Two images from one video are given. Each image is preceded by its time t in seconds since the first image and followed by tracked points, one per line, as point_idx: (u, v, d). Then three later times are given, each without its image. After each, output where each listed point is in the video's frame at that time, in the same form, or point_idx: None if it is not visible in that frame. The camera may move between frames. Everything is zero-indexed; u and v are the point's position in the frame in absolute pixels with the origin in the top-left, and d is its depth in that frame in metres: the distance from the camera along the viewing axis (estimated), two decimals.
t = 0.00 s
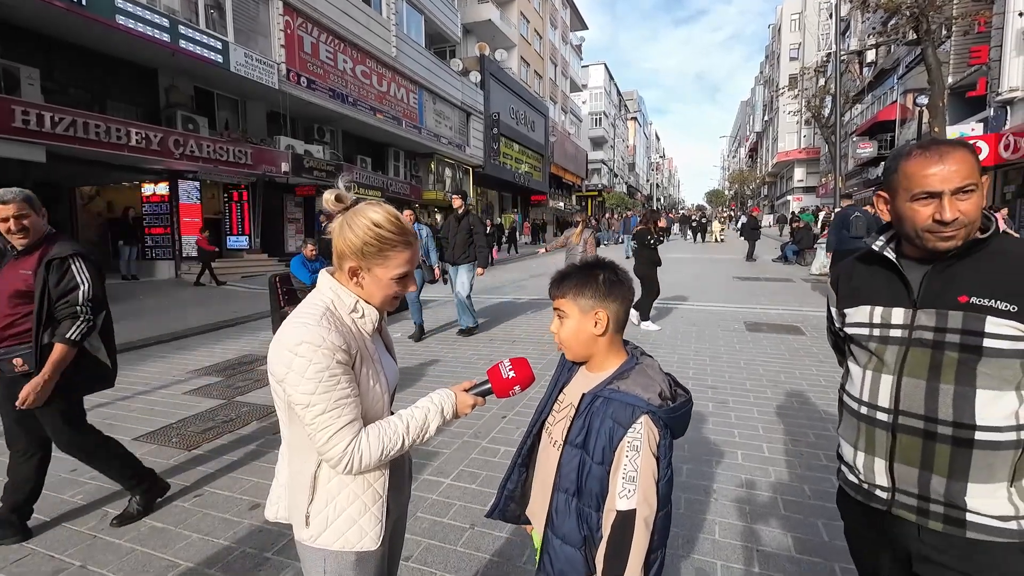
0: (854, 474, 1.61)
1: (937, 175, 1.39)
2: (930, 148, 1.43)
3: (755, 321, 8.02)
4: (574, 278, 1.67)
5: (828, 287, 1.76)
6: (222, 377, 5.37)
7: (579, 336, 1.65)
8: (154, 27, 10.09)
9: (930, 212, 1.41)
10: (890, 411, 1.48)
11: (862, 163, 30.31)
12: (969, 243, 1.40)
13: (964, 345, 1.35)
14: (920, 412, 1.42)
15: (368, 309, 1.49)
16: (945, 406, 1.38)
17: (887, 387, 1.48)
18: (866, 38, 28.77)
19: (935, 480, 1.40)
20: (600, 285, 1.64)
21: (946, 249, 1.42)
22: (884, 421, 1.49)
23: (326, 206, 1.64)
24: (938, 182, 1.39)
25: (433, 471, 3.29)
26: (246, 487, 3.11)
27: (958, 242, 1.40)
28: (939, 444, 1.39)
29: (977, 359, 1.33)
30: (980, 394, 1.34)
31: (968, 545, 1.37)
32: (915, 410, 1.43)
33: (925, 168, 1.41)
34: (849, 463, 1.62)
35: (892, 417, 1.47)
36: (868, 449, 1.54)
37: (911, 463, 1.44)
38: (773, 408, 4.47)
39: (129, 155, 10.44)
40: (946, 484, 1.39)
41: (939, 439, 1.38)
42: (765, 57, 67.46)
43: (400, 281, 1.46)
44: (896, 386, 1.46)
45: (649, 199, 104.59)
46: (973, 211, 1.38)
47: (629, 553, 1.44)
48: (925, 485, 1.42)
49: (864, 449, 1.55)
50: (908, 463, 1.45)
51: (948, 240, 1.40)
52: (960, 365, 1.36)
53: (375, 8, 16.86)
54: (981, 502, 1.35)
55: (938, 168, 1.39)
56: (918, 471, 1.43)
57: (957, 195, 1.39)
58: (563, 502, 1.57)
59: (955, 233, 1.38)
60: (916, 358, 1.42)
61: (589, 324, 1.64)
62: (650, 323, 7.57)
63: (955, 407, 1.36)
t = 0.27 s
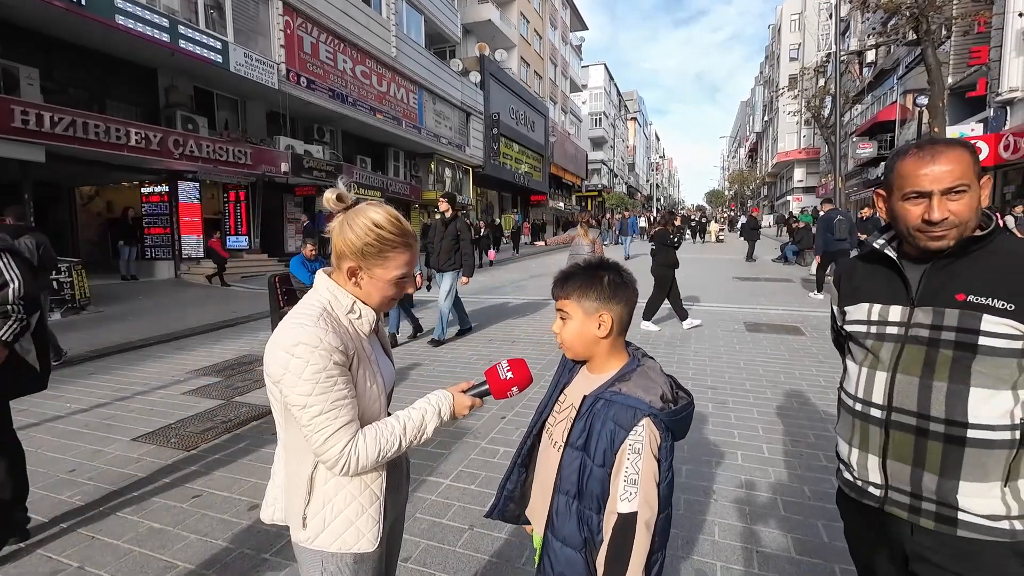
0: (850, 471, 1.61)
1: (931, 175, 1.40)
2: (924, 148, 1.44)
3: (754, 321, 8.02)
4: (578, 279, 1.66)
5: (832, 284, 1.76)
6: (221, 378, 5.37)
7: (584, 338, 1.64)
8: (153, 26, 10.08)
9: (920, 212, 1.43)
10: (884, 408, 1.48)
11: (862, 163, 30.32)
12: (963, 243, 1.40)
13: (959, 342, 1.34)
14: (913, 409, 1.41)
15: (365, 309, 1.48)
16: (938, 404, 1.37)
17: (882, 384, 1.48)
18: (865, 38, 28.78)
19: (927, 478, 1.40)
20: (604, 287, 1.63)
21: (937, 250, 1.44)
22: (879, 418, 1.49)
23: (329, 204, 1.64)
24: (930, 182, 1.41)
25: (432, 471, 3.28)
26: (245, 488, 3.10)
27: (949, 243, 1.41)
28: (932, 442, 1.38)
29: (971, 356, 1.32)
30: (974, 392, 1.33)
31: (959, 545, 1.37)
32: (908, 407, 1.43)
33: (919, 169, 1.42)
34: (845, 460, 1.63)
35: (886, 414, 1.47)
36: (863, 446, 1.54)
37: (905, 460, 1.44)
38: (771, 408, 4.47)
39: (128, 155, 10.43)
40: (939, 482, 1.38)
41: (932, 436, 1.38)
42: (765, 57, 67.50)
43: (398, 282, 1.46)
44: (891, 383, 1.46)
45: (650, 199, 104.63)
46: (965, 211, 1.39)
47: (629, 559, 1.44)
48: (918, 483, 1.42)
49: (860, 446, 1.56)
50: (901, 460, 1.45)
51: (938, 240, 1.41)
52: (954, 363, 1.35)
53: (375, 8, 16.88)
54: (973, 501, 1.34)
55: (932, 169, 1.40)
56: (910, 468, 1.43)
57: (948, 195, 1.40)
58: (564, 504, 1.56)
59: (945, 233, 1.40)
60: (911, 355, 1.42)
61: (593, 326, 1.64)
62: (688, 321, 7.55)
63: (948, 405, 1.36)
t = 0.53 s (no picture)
0: (852, 469, 1.61)
1: (932, 175, 1.41)
2: (926, 147, 1.45)
3: (755, 321, 8.02)
4: (585, 279, 1.66)
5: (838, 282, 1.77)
6: (222, 378, 5.36)
7: (596, 338, 1.64)
8: (153, 26, 10.08)
9: (921, 211, 1.43)
10: (884, 406, 1.48)
11: (862, 163, 30.33)
12: (965, 243, 1.40)
13: (959, 341, 1.34)
14: (912, 408, 1.42)
15: (368, 310, 1.49)
16: (937, 403, 1.37)
17: (883, 382, 1.48)
18: (865, 38, 28.80)
19: (926, 475, 1.40)
20: (610, 288, 1.63)
21: (936, 250, 1.44)
22: (879, 417, 1.49)
23: (331, 204, 1.63)
24: (930, 181, 1.41)
25: (433, 471, 3.28)
26: (247, 488, 3.10)
27: (950, 242, 1.41)
28: (931, 440, 1.38)
29: (971, 355, 1.33)
30: (975, 392, 1.33)
31: (958, 543, 1.37)
32: (907, 405, 1.43)
33: (921, 168, 1.42)
34: (848, 459, 1.63)
35: (886, 412, 1.47)
36: (864, 444, 1.55)
37: (904, 458, 1.45)
38: (772, 408, 4.47)
39: (128, 155, 10.42)
40: (938, 480, 1.38)
41: (930, 435, 1.38)
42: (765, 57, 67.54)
43: (400, 281, 1.46)
44: (891, 381, 1.46)
45: (649, 199, 104.64)
46: (967, 210, 1.38)
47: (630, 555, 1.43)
48: (917, 481, 1.42)
49: (861, 444, 1.56)
50: (900, 458, 1.45)
51: (938, 239, 1.41)
52: (954, 362, 1.35)
53: (375, 8, 16.88)
54: (972, 500, 1.34)
55: (933, 168, 1.41)
56: (910, 466, 1.43)
57: (949, 194, 1.40)
58: (567, 500, 1.56)
59: (946, 233, 1.40)
60: (912, 354, 1.42)
61: (607, 326, 1.64)
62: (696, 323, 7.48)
63: (946, 404, 1.36)
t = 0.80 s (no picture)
0: (854, 470, 1.61)
1: (938, 175, 1.40)
2: (931, 148, 1.44)
3: (755, 321, 8.01)
4: (583, 280, 1.66)
5: (842, 283, 1.76)
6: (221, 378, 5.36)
7: (595, 341, 1.63)
8: (153, 26, 10.08)
9: (925, 212, 1.43)
10: (888, 407, 1.48)
11: (862, 163, 30.34)
12: (969, 243, 1.39)
13: (964, 343, 1.33)
14: (916, 409, 1.41)
15: (368, 311, 1.48)
16: (942, 405, 1.37)
17: (888, 383, 1.48)
18: (865, 38, 28.81)
19: (930, 477, 1.40)
20: (611, 289, 1.63)
21: (937, 250, 1.44)
22: (882, 418, 1.49)
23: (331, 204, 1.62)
24: (934, 182, 1.40)
25: (434, 472, 3.27)
26: (247, 489, 3.10)
27: (954, 243, 1.41)
28: (934, 442, 1.38)
29: (977, 357, 1.32)
30: (979, 394, 1.32)
31: (961, 544, 1.36)
32: (911, 406, 1.42)
33: (925, 168, 1.42)
34: (851, 460, 1.62)
35: (890, 414, 1.47)
36: (868, 445, 1.54)
37: (908, 460, 1.44)
38: (772, 408, 4.47)
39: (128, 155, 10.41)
40: (941, 482, 1.38)
41: (935, 437, 1.38)
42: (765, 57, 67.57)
43: (401, 282, 1.45)
44: (896, 383, 1.46)
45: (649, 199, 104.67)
46: (969, 212, 1.38)
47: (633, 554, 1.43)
48: (921, 483, 1.42)
49: (865, 445, 1.56)
50: (903, 459, 1.45)
51: (942, 240, 1.41)
52: (959, 364, 1.35)
53: (375, 8, 16.88)
54: (976, 502, 1.33)
55: (937, 168, 1.40)
56: (914, 468, 1.43)
57: (953, 195, 1.40)
58: (568, 501, 1.56)
59: (949, 233, 1.40)
60: (916, 355, 1.42)
61: (608, 330, 1.63)
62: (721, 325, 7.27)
63: (951, 406, 1.35)
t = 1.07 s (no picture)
0: (855, 471, 1.61)
1: (942, 175, 1.39)
2: (935, 148, 1.43)
3: (756, 321, 8.01)
4: (581, 280, 1.65)
5: (842, 284, 1.76)
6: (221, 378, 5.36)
7: (591, 342, 1.63)
8: (154, 26, 10.07)
9: (927, 212, 1.43)
10: (891, 408, 1.48)
11: (862, 163, 30.35)
12: (973, 244, 1.39)
13: (968, 344, 1.33)
14: (919, 411, 1.41)
15: (369, 311, 1.48)
16: (945, 406, 1.36)
17: (890, 385, 1.48)
18: (865, 38, 28.82)
19: (932, 478, 1.39)
20: (608, 289, 1.63)
21: (939, 251, 1.44)
22: (885, 419, 1.49)
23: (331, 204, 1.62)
24: (937, 182, 1.40)
25: (434, 472, 3.27)
26: (247, 489, 3.10)
27: (956, 243, 1.40)
28: (937, 443, 1.38)
29: (980, 358, 1.32)
30: (982, 396, 1.32)
31: (964, 545, 1.36)
32: (914, 408, 1.42)
33: (928, 168, 1.42)
34: (851, 461, 1.62)
35: (892, 415, 1.47)
36: (869, 446, 1.54)
37: (909, 460, 1.44)
38: (773, 409, 4.46)
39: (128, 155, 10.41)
40: (943, 483, 1.38)
41: (937, 438, 1.38)
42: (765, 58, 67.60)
43: (401, 282, 1.45)
44: (898, 384, 1.46)
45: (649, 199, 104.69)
46: (969, 212, 1.38)
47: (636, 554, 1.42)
48: (924, 484, 1.41)
49: (866, 446, 1.55)
50: (905, 460, 1.45)
51: (944, 240, 1.41)
52: (962, 365, 1.34)
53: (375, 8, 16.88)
54: (978, 503, 1.33)
55: (941, 168, 1.40)
56: (915, 469, 1.43)
57: (956, 195, 1.39)
58: (569, 503, 1.55)
59: (951, 233, 1.40)
60: (919, 356, 1.41)
61: (603, 330, 1.63)
62: (741, 327, 7.26)
63: (954, 407, 1.35)
